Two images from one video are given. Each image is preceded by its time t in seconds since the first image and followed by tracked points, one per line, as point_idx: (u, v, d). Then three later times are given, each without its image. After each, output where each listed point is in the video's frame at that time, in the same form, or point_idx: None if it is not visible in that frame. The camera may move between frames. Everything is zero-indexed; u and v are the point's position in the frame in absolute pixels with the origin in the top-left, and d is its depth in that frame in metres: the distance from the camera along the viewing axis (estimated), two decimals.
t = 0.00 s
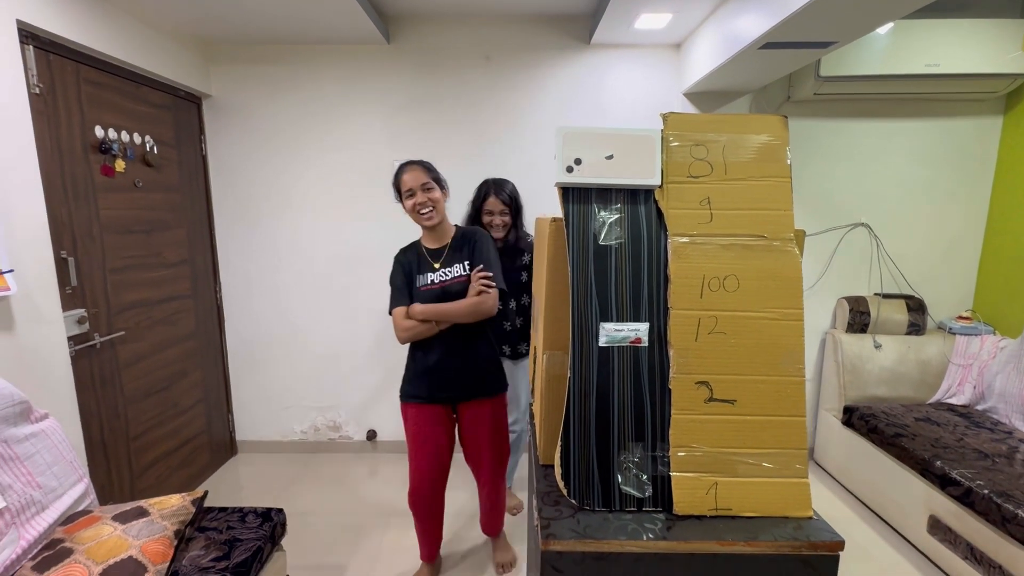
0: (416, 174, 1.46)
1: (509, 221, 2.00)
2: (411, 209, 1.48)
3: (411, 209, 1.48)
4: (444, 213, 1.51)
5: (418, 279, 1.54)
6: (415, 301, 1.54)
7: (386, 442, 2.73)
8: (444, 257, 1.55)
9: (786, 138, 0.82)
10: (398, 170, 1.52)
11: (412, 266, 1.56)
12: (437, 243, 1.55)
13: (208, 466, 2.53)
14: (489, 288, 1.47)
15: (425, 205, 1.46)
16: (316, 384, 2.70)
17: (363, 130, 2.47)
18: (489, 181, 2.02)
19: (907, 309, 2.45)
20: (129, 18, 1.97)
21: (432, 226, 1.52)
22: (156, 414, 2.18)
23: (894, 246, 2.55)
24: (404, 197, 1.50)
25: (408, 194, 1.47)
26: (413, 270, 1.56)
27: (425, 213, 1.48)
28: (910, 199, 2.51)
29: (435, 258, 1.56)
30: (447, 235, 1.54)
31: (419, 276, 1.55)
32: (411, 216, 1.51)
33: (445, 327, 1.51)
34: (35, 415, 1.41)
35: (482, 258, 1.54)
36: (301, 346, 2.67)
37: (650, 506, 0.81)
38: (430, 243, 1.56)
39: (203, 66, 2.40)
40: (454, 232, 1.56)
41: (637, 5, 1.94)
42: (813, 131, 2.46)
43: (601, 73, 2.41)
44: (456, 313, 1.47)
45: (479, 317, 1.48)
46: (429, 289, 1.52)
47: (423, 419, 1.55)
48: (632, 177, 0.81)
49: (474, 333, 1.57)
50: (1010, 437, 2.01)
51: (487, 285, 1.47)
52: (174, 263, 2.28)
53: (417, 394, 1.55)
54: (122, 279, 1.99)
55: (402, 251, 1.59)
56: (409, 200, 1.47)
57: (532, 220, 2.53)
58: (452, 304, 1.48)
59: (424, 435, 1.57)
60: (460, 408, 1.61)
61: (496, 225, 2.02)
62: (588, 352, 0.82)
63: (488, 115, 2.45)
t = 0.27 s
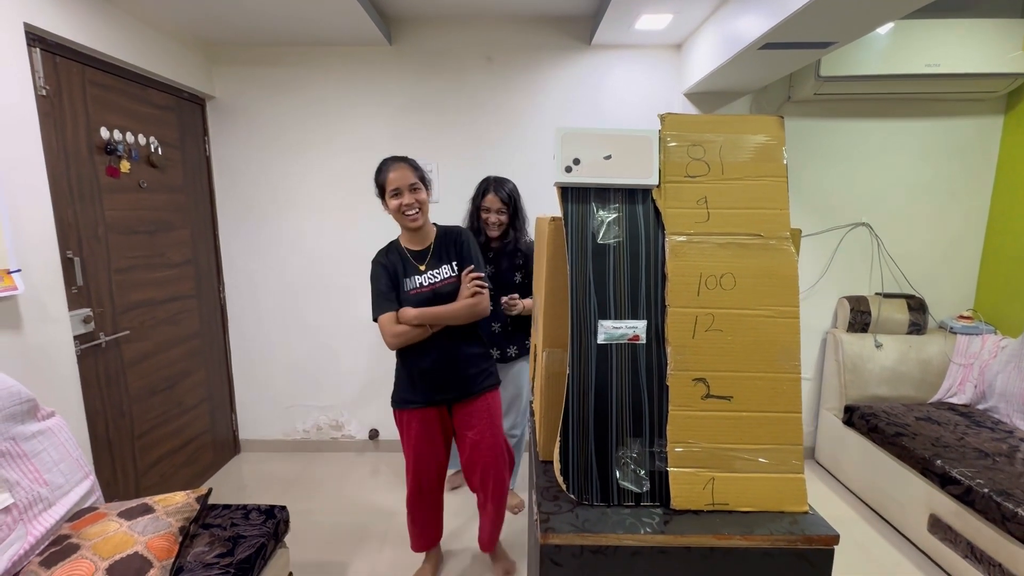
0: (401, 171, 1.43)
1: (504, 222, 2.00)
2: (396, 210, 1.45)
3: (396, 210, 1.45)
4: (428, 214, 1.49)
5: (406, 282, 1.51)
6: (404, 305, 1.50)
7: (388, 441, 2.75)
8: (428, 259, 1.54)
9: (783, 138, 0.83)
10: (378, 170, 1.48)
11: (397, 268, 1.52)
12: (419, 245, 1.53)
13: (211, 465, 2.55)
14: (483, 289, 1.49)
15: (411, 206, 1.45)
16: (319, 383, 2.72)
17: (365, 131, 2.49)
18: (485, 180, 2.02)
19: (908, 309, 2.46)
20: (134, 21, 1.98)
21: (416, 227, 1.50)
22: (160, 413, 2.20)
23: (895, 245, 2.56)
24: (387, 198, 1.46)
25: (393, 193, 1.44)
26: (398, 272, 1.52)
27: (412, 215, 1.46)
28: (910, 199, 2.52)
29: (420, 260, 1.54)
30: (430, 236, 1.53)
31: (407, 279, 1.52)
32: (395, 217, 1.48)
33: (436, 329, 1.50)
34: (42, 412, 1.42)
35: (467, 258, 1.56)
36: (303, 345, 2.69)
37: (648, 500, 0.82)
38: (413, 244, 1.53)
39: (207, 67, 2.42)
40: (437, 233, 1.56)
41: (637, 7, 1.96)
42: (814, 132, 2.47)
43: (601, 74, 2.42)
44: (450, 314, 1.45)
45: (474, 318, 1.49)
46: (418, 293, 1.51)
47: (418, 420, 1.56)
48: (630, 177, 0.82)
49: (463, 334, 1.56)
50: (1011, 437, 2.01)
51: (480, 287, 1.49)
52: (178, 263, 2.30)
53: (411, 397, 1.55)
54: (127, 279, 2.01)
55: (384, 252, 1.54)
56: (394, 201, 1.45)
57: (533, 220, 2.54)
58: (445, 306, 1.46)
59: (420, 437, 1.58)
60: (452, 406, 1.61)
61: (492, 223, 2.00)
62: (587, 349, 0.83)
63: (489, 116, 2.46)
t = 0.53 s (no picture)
0: (409, 172, 1.41)
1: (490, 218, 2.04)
2: (405, 212, 1.43)
3: (404, 212, 1.43)
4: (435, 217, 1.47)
5: (414, 287, 1.48)
6: (413, 311, 1.47)
7: (390, 442, 2.76)
8: (436, 262, 1.51)
9: (783, 139, 0.84)
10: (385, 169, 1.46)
11: (404, 272, 1.48)
12: (424, 248, 1.50)
13: (215, 464, 2.57)
14: (493, 295, 1.47)
15: (420, 207, 1.42)
16: (321, 384, 2.73)
17: (368, 132, 2.50)
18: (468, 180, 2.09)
19: (911, 309, 2.45)
20: (139, 23, 2.00)
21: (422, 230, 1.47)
22: (164, 413, 2.21)
23: (898, 246, 2.56)
24: (395, 199, 1.44)
25: (403, 193, 1.41)
26: (406, 276, 1.48)
27: (420, 217, 1.43)
28: (913, 199, 2.51)
29: (427, 263, 1.50)
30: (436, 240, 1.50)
31: (415, 284, 1.48)
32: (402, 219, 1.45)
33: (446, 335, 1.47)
34: (48, 412, 1.44)
35: (475, 262, 1.53)
36: (306, 346, 2.70)
37: (649, 500, 0.82)
38: (419, 247, 1.50)
39: (211, 70, 2.43)
40: (444, 235, 1.53)
41: (639, 8, 1.96)
42: (815, 132, 2.47)
43: (603, 76, 2.43)
44: (461, 320, 1.42)
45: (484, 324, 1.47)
46: (428, 298, 1.47)
47: (425, 426, 1.54)
48: (630, 178, 0.83)
49: (469, 342, 1.53)
50: (1014, 438, 2.01)
51: (490, 292, 1.48)
52: (183, 264, 2.32)
53: (419, 404, 1.53)
54: (132, 280, 2.03)
55: (388, 255, 1.49)
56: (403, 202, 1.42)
57: (535, 220, 2.54)
58: (456, 312, 1.43)
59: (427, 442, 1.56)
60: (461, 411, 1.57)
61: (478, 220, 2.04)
62: (588, 349, 0.83)
63: (492, 117, 2.47)
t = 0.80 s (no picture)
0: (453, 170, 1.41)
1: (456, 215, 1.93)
2: (446, 210, 1.41)
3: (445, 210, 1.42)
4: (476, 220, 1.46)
5: (446, 291, 1.44)
6: (442, 317, 1.44)
7: (392, 443, 2.76)
8: (469, 267, 1.47)
9: (785, 141, 0.84)
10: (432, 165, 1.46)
11: (436, 276, 1.44)
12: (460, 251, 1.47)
13: (217, 465, 2.57)
14: (526, 306, 1.41)
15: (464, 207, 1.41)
16: (323, 385, 2.73)
17: (370, 134, 2.50)
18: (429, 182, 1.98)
19: (914, 311, 2.45)
20: (142, 26, 2.01)
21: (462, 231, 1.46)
22: (167, 414, 2.22)
23: (901, 247, 2.55)
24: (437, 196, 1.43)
25: (447, 191, 1.41)
26: (438, 280, 1.44)
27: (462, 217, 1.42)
28: (916, 200, 2.51)
29: (460, 268, 1.47)
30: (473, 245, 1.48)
31: (446, 288, 1.44)
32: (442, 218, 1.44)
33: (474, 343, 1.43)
34: (51, 413, 1.45)
35: (510, 270, 1.50)
36: (308, 347, 2.70)
37: (650, 502, 0.82)
38: (453, 251, 1.47)
39: (214, 72, 2.44)
40: (479, 240, 1.50)
41: (640, 10, 1.96)
42: (818, 134, 2.46)
43: (605, 77, 2.43)
44: (491, 329, 1.39)
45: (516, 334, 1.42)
46: (460, 305, 1.44)
47: (448, 435, 1.53)
48: (631, 181, 0.83)
49: (496, 354, 1.51)
50: (1019, 440, 2.00)
51: (522, 303, 1.41)
52: (185, 265, 2.32)
53: (443, 413, 1.51)
54: (135, 281, 2.03)
55: (420, 255, 1.46)
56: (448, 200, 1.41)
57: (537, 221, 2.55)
58: (487, 320, 1.39)
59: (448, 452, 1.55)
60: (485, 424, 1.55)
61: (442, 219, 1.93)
62: (589, 351, 0.83)
63: (494, 119, 2.47)
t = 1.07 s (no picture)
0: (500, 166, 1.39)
1: (447, 220, 1.82)
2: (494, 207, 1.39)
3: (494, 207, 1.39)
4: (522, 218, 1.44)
5: (498, 289, 1.43)
6: (498, 315, 1.42)
7: (394, 444, 2.76)
8: (515, 266, 1.49)
9: (787, 143, 0.84)
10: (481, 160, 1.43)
11: (487, 275, 1.42)
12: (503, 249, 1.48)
13: (220, 466, 2.58)
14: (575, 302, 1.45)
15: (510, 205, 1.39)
16: (326, 386, 2.74)
17: (372, 135, 2.51)
18: (411, 185, 1.85)
19: (917, 312, 2.43)
20: (146, 29, 2.02)
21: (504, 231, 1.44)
22: (170, 415, 2.22)
23: (904, 248, 2.54)
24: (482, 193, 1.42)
25: (500, 186, 1.36)
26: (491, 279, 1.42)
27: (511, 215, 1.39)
28: (920, 201, 2.50)
29: (506, 266, 1.48)
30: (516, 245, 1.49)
31: (499, 287, 1.43)
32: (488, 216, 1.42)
33: (528, 342, 1.43)
34: (55, 414, 1.45)
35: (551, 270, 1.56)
36: (311, 348, 2.71)
37: (652, 504, 0.82)
38: (497, 249, 1.47)
39: (218, 74, 2.45)
40: (519, 242, 1.53)
41: (642, 11, 1.96)
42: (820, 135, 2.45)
43: (607, 78, 2.43)
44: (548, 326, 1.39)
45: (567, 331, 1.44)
46: (513, 302, 1.44)
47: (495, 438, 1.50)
48: (634, 182, 0.83)
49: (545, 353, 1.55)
50: None
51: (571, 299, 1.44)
52: (189, 266, 2.33)
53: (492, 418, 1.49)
54: (138, 283, 2.04)
55: (467, 252, 1.43)
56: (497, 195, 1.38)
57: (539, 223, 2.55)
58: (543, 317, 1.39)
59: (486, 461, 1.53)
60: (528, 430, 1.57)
61: (433, 224, 1.82)
62: (592, 353, 0.83)
63: (496, 120, 2.48)
